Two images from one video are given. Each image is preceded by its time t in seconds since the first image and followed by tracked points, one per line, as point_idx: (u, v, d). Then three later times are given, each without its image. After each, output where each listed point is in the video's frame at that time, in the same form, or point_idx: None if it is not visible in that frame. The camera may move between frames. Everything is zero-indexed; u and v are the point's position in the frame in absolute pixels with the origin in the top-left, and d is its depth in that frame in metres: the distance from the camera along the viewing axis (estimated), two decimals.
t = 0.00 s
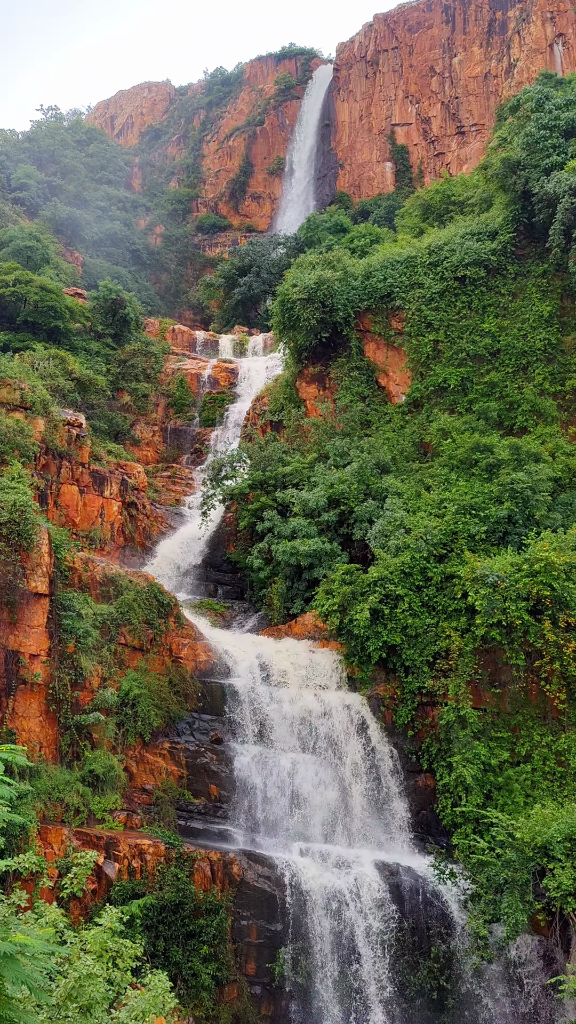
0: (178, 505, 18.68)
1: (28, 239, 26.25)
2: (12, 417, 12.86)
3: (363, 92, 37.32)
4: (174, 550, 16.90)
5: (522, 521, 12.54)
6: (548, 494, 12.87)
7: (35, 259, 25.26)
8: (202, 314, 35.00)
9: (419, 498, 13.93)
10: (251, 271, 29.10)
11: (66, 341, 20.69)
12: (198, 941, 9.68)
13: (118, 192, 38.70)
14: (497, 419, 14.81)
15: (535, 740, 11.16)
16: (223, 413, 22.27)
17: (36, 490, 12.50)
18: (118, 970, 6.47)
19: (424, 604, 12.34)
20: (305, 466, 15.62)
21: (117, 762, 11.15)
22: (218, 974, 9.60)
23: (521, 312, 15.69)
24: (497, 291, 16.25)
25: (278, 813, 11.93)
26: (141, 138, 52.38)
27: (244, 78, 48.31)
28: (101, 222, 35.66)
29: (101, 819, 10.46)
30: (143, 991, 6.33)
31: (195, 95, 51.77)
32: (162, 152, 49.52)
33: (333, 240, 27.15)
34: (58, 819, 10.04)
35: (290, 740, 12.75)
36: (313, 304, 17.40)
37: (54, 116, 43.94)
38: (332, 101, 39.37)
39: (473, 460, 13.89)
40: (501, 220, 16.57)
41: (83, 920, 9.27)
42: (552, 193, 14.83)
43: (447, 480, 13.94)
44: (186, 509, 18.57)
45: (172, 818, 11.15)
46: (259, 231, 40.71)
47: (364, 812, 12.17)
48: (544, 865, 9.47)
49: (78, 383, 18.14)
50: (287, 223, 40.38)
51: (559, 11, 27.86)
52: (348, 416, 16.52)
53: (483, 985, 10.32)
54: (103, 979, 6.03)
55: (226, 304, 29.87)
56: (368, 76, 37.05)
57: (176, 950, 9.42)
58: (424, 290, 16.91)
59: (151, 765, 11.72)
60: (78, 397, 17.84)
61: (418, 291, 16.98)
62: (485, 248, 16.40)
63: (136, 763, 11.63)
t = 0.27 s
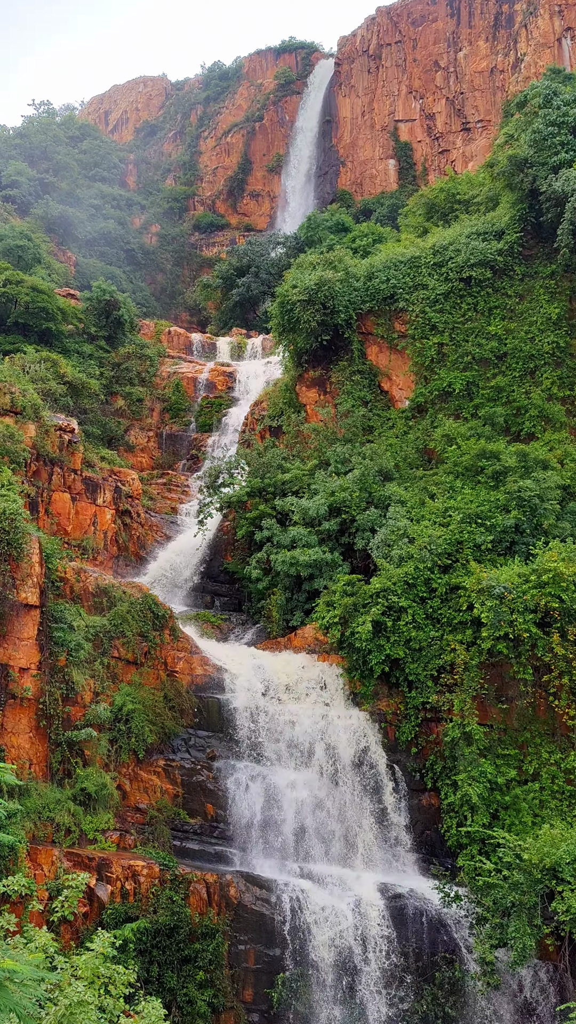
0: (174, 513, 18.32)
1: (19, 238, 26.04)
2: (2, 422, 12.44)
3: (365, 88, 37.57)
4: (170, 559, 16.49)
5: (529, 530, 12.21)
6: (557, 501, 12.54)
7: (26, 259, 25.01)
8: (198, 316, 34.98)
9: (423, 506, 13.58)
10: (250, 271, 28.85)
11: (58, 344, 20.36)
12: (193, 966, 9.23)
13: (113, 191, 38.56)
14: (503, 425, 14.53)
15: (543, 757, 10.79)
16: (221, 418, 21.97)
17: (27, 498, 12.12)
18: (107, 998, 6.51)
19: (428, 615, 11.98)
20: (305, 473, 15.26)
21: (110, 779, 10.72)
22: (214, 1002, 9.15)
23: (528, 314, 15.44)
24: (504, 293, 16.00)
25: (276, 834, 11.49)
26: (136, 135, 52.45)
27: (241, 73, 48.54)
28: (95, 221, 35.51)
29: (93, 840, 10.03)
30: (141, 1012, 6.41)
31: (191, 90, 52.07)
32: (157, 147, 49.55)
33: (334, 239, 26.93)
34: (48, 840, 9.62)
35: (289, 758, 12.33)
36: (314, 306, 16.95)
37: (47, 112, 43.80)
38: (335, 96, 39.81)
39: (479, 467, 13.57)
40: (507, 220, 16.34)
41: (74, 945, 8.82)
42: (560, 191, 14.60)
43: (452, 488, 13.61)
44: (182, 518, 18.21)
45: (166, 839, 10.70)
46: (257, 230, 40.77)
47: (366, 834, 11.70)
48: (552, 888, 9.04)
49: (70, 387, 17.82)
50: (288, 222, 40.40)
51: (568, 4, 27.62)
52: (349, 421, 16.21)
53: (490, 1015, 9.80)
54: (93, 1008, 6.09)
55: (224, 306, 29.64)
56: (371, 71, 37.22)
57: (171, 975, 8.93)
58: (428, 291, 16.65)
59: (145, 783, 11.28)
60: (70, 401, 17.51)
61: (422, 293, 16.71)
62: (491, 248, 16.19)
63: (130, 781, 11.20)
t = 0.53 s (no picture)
0: (171, 521, 18.12)
1: (13, 240, 25.90)
2: None
3: (367, 88, 37.31)
4: (166, 567, 16.27)
5: (533, 539, 12.00)
6: (561, 510, 12.33)
7: (20, 262, 24.86)
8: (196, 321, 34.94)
9: (425, 515, 13.36)
10: (249, 274, 28.74)
11: (53, 349, 20.20)
12: (190, 986, 8.98)
13: (109, 192, 38.39)
14: (507, 432, 14.38)
15: (547, 772, 10.55)
16: (219, 424, 21.82)
17: (21, 505, 11.89)
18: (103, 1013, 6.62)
19: (430, 626, 11.76)
20: (304, 480, 15.04)
21: (104, 793, 10.47)
22: None
23: (532, 319, 15.28)
24: (506, 297, 15.81)
25: (274, 849, 11.23)
26: (133, 136, 52.53)
27: (240, 73, 48.59)
28: (90, 223, 35.36)
29: (87, 856, 9.76)
30: None
31: (189, 91, 52.21)
32: (155, 149, 49.69)
33: (335, 243, 26.81)
34: (41, 855, 9.35)
35: (287, 772, 12.07)
36: (314, 311, 16.82)
37: (42, 111, 43.65)
38: (334, 96, 39.46)
39: (482, 474, 13.37)
40: (511, 222, 16.18)
41: (67, 963, 8.54)
42: (564, 193, 14.49)
43: (455, 496, 13.40)
44: (179, 526, 17.99)
45: (162, 854, 10.45)
46: (256, 232, 41.03)
47: (367, 849, 11.44)
48: (557, 905, 8.78)
49: (65, 392, 17.63)
50: (288, 224, 40.35)
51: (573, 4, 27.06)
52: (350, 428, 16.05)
53: None
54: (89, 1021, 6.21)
55: (222, 310, 29.53)
56: (372, 72, 37.09)
57: (167, 997, 8.66)
58: (430, 295, 16.48)
59: (140, 797, 11.03)
60: (65, 407, 17.32)
61: (424, 297, 16.55)
62: (495, 252, 16.01)
63: (125, 795, 10.96)
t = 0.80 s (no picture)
0: (170, 530, 17.98)
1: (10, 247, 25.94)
2: None
3: (367, 94, 37.45)
4: (164, 578, 16.13)
5: (536, 549, 11.86)
6: (565, 519, 12.19)
7: (18, 269, 24.88)
8: (195, 328, 34.96)
9: (426, 524, 13.21)
10: (248, 282, 28.56)
11: (50, 357, 20.17)
12: (188, 1003, 8.76)
13: (108, 198, 38.44)
14: (510, 440, 14.27)
15: (550, 785, 10.40)
16: (218, 433, 21.70)
17: (18, 514, 11.78)
18: None
19: (432, 637, 11.60)
20: (304, 489, 14.92)
21: (101, 806, 10.30)
22: None
23: (534, 327, 15.18)
24: (510, 304, 15.72)
25: (274, 864, 11.05)
26: (132, 142, 52.77)
27: (240, 78, 48.81)
28: (89, 229, 35.33)
29: (84, 870, 9.60)
30: None
31: (189, 97, 52.44)
32: (155, 155, 49.96)
33: (336, 250, 26.78)
34: (38, 870, 9.19)
35: (288, 784, 11.89)
36: (315, 318, 16.71)
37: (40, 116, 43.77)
38: (335, 102, 39.50)
39: (484, 483, 13.24)
40: (513, 229, 16.08)
41: (64, 980, 8.40)
42: (567, 200, 14.39)
43: (457, 505, 13.27)
44: (177, 535, 17.86)
45: (160, 869, 10.28)
46: (256, 239, 41.16)
47: (368, 864, 11.25)
48: (562, 922, 8.60)
49: (62, 400, 17.56)
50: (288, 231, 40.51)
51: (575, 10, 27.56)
52: (351, 436, 15.96)
53: None
54: None
55: (222, 317, 29.50)
56: (373, 77, 37.18)
57: (165, 1014, 8.45)
58: (432, 302, 16.38)
59: (138, 811, 10.87)
60: (63, 415, 17.24)
61: (425, 304, 16.45)
62: (497, 259, 15.89)
63: (123, 808, 10.80)
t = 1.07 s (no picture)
0: (168, 539, 17.82)
1: (8, 252, 25.93)
2: None
3: (369, 98, 37.45)
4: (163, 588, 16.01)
5: (540, 558, 11.70)
6: (568, 527, 12.04)
7: (15, 274, 24.85)
8: (194, 333, 34.75)
9: (428, 532, 13.07)
10: (248, 288, 28.41)
11: (48, 363, 20.11)
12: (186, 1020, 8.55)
13: (106, 203, 38.62)
14: (512, 447, 14.15)
15: (554, 797, 10.22)
16: (218, 440, 21.57)
17: (14, 523, 11.67)
18: None
19: (434, 647, 11.43)
20: (305, 496, 14.79)
21: (98, 819, 10.11)
22: None
23: (537, 333, 15.09)
24: (512, 311, 15.64)
25: (274, 877, 10.86)
26: (131, 145, 52.94)
27: (240, 81, 48.87)
28: (86, 234, 35.31)
29: (80, 884, 9.42)
30: None
31: (188, 101, 52.63)
32: (154, 159, 50.07)
33: (336, 255, 26.72)
34: (34, 884, 9.02)
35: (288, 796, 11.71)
36: (315, 325, 16.63)
37: (38, 121, 43.83)
38: (337, 105, 39.44)
39: (487, 491, 13.11)
40: (516, 235, 16.00)
41: (59, 996, 8.21)
42: (570, 206, 14.30)
43: (459, 513, 13.13)
44: (175, 543, 17.72)
45: (158, 883, 10.10)
46: (256, 244, 41.15)
47: (370, 877, 11.07)
48: (566, 937, 8.40)
49: (60, 406, 17.48)
50: (288, 235, 40.60)
51: None
52: (352, 444, 15.84)
53: None
54: None
55: (221, 323, 29.43)
56: (375, 82, 37.17)
57: None
58: (434, 308, 16.29)
59: (136, 824, 10.68)
60: (60, 421, 17.15)
61: (427, 310, 16.36)
62: (500, 264, 15.83)
63: (120, 821, 10.61)
